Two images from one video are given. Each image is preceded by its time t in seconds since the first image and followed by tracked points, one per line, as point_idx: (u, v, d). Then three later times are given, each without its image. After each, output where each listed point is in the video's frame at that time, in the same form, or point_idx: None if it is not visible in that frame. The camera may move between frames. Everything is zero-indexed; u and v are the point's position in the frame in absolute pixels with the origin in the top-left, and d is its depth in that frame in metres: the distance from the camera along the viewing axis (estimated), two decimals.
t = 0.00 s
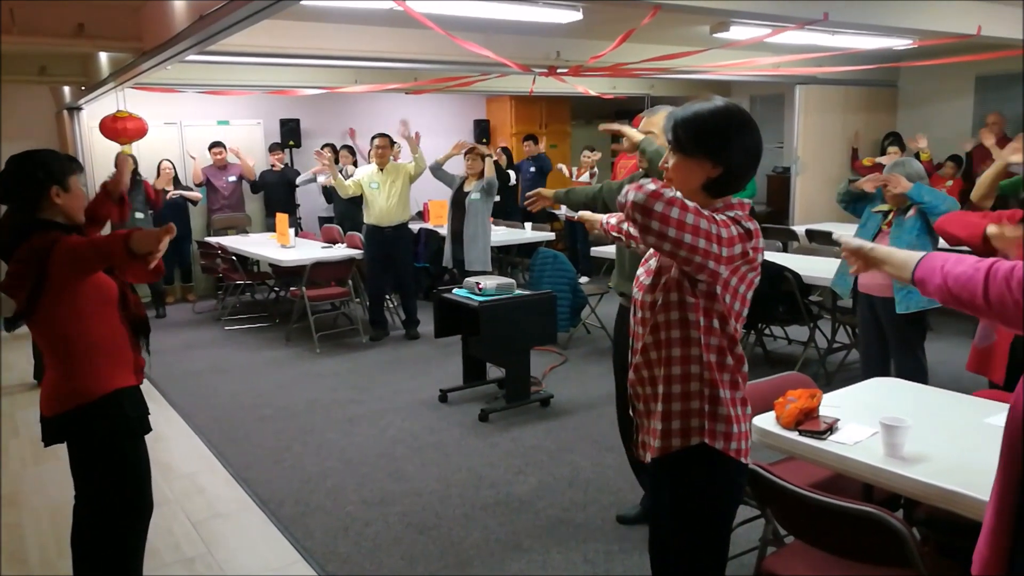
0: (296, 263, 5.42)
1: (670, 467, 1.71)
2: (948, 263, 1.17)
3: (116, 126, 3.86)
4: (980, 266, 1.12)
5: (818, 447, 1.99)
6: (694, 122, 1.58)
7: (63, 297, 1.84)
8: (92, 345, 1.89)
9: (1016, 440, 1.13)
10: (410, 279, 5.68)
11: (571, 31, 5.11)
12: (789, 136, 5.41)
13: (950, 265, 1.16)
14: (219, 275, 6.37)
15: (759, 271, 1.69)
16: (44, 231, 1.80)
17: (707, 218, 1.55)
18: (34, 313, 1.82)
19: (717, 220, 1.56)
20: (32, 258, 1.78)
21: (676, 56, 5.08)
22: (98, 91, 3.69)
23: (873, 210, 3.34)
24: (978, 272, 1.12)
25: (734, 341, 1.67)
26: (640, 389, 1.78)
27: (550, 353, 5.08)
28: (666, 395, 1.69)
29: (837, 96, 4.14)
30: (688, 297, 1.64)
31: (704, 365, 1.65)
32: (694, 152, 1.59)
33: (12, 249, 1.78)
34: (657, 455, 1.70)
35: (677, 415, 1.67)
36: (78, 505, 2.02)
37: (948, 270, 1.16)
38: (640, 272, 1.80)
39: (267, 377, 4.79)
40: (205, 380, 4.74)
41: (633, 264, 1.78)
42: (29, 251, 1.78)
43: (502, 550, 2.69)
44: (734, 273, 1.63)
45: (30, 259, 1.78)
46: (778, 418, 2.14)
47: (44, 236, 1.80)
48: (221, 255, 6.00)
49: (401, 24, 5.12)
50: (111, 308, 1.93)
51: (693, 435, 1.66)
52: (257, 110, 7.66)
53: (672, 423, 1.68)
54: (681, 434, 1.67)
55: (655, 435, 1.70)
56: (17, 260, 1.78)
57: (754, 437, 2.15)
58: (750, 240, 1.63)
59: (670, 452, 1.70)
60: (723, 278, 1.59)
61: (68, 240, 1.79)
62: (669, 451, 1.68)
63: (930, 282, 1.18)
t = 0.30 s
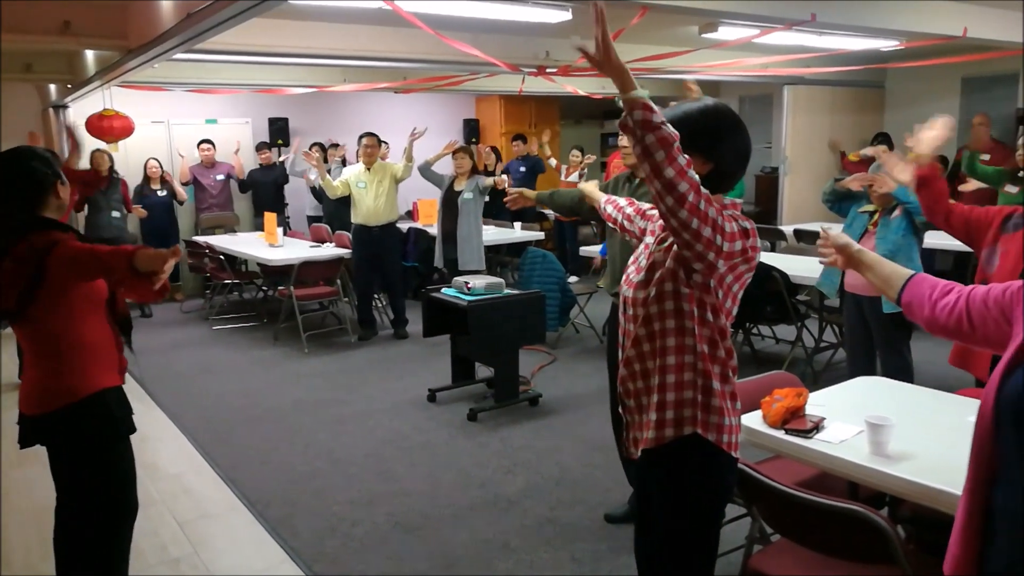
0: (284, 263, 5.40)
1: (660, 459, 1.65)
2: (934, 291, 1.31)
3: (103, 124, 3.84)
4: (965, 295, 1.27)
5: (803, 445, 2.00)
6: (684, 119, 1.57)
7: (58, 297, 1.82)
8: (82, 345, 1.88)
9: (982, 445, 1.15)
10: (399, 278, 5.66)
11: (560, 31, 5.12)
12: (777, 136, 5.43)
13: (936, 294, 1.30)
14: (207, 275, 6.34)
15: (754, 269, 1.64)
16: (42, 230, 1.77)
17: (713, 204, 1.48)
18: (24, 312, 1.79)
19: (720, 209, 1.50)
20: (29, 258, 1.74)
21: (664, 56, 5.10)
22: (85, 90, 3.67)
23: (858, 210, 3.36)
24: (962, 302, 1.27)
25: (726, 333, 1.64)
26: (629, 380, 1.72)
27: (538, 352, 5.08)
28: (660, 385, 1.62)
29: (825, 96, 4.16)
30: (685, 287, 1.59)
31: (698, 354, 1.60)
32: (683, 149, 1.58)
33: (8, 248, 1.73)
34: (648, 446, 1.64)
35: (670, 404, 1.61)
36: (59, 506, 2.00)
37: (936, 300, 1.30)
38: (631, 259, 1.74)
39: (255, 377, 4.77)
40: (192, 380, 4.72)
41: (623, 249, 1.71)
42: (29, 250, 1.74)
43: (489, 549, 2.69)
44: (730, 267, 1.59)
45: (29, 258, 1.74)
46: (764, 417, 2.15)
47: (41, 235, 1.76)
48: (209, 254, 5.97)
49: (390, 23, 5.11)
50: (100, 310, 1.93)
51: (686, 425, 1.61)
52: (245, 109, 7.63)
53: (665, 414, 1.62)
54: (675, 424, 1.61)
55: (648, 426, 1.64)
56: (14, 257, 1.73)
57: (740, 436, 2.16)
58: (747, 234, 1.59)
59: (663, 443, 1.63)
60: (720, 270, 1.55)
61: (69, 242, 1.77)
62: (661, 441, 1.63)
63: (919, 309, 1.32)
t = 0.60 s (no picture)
0: (272, 262, 5.38)
1: (646, 461, 1.65)
2: (918, 292, 1.42)
3: (88, 122, 3.81)
4: (944, 294, 1.39)
5: (789, 444, 2.01)
6: (672, 119, 1.55)
7: (51, 302, 1.79)
8: (74, 345, 1.86)
9: (947, 437, 1.29)
10: (388, 278, 5.65)
11: (549, 31, 5.13)
12: (764, 136, 5.46)
13: (919, 295, 1.41)
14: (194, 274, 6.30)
15: (741, 270, 1.62)
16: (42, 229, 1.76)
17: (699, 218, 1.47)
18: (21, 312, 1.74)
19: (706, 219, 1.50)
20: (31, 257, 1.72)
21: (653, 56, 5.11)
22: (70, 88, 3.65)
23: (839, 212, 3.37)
24: (941, 301, 1.38)
25: (713, 338, 1.64)
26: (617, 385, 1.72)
27: (527, 352, 5.08)
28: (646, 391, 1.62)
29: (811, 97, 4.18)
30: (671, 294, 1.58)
31: (684, 360, 1.60)
32: (671, 150, 1.56)
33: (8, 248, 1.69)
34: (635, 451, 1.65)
35: (656, 410, 1.61)
36: (42, 509, 1.98)
37: (918, 300, 1.41)
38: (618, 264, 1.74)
39: (242, 377, 4.75)
40: (179, 380, 4.69)
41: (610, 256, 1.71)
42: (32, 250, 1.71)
43: (477, 549, 2.69)
44: (718, 273, 1.58)
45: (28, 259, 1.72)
46: (750, 416, 2.16)
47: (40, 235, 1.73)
48: (196, 254, 5.94)
49: (379, 22, 5.10)
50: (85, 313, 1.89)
51: (672, 430, 1.62)
52: (233, 107, 7.59)
53: (652, 419, 1.62)
54: (661, 429, 1.61)
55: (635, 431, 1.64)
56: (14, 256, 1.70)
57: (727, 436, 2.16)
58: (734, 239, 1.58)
59: (651, 448, 1.64)
60: (706, 277, 1.55)
61: (71, 245, 1.76)
62: (648, 447, 1.63)
63: (903, 310, 1.43)
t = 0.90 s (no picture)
0: (261, 265, 5.36)
1: (638, 471, 1.65)
2: (899, 304, 1.53)
3: (76, 124, 3.79)
4: (922, 303, 1.49)
5: (778, 445, 2.02)
6: (661, 120, 1.54)
7: (38, 305, 1.78)
8: (63, 346, 1.85)
9: (925, 431, 1.34)
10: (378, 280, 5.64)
11: (538, 33, 5.14)
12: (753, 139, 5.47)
13: (899, 307, 1.51)
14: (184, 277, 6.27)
15: (730, 272, 1.62)
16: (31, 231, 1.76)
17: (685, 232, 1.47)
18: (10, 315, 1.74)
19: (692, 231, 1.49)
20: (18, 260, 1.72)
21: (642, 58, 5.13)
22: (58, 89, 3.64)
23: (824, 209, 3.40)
24: (919, 308, 1.48)
25: (703, 343, 1.63)
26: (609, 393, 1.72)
27: (518, 353, 5.08)
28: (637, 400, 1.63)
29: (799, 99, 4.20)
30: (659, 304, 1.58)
31: (674, 368, 1.60)
32: (660, 151, 1.55)
33: None
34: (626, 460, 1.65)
35: (646, 419, 1.62)
36: (28, 514, 1.96)
37: (898, 310, 1.51)
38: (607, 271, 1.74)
39: (233, 379, 4.73)
40: (168, 383, 4.67)
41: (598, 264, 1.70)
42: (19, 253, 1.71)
43: (468, 551, 2.69)
44: (707, 278, 1.57)
45: (17, 261, 1.72)
46: (740, 417, 2.16)
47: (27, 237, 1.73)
48: (185, 256, 5.91)
49: (369, 23, 5.10)
50: (70, 317, 1.87)
51: (662, 438, 1.62)
52: (222, 109, 7.57)
53: (642, 428, 1.62)
54: (651, 437, 1.62)
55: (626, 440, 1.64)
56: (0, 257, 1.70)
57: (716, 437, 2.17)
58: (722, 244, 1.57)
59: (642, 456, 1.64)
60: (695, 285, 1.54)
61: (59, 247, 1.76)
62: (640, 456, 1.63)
63: (886, 321, 1.53)
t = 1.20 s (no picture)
0: (250, 267, 5.34)
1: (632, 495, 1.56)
2: (895, 329, 1.52)
3: (63, 126, 3.77)
4: (917, 326, 1.49)
5: (766, 446, 2.02)
6: (652, 126, 1.51)
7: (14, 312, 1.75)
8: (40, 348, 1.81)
9: (913, 439, 1.35)
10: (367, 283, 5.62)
11: (527, 35, 5.15)
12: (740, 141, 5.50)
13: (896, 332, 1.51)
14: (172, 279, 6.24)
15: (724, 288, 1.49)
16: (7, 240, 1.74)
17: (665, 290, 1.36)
18: None
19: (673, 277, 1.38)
20: None
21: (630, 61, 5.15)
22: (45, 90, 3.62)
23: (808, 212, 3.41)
24: (915, 331, 1.48)
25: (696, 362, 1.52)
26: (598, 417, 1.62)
27: (507, 356, 5.08)
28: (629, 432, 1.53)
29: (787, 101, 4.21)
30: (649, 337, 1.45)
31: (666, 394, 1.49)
32: (650, 156, 1.51)
33: None
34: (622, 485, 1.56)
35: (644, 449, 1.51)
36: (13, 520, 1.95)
37: (896, 334, 1.52)
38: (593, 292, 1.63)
39: (220, 382, 4.71)
40: (155, 386, 4.64)
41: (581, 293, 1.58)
42: None
43: (457, 553, 2.68)
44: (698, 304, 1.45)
45: None
46: (728, 419, 2.17)
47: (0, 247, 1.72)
48: (173, 259, 5.88)
49: (358, 25, 5.10)
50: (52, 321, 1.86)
51: (665, 466, 1.52)
52: (211, 111, 7.54)
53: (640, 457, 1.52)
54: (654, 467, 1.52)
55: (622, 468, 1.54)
56: None
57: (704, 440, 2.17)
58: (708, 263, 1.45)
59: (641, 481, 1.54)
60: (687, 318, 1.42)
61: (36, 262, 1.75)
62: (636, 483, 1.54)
63: (884, 347, 1.53)
